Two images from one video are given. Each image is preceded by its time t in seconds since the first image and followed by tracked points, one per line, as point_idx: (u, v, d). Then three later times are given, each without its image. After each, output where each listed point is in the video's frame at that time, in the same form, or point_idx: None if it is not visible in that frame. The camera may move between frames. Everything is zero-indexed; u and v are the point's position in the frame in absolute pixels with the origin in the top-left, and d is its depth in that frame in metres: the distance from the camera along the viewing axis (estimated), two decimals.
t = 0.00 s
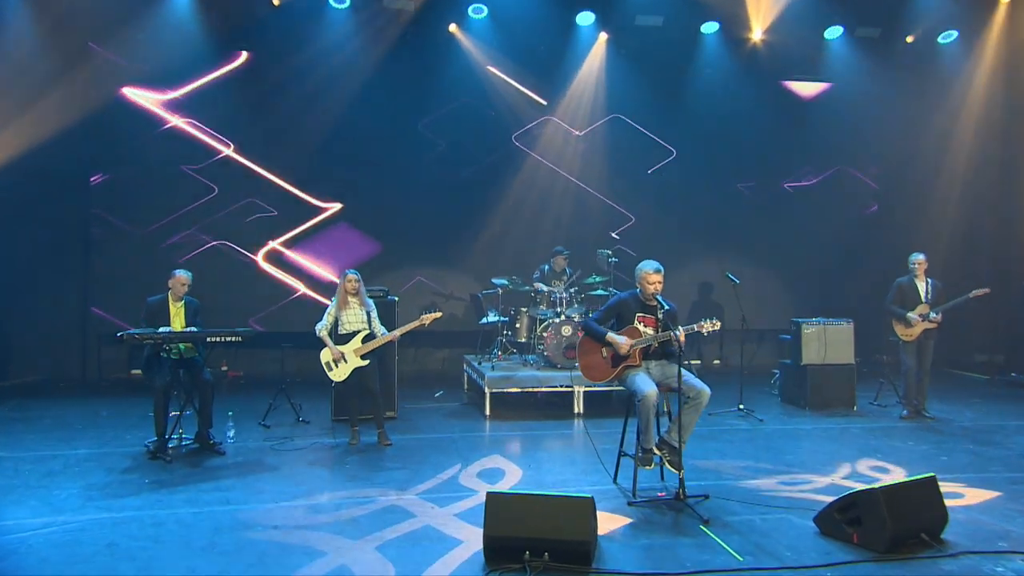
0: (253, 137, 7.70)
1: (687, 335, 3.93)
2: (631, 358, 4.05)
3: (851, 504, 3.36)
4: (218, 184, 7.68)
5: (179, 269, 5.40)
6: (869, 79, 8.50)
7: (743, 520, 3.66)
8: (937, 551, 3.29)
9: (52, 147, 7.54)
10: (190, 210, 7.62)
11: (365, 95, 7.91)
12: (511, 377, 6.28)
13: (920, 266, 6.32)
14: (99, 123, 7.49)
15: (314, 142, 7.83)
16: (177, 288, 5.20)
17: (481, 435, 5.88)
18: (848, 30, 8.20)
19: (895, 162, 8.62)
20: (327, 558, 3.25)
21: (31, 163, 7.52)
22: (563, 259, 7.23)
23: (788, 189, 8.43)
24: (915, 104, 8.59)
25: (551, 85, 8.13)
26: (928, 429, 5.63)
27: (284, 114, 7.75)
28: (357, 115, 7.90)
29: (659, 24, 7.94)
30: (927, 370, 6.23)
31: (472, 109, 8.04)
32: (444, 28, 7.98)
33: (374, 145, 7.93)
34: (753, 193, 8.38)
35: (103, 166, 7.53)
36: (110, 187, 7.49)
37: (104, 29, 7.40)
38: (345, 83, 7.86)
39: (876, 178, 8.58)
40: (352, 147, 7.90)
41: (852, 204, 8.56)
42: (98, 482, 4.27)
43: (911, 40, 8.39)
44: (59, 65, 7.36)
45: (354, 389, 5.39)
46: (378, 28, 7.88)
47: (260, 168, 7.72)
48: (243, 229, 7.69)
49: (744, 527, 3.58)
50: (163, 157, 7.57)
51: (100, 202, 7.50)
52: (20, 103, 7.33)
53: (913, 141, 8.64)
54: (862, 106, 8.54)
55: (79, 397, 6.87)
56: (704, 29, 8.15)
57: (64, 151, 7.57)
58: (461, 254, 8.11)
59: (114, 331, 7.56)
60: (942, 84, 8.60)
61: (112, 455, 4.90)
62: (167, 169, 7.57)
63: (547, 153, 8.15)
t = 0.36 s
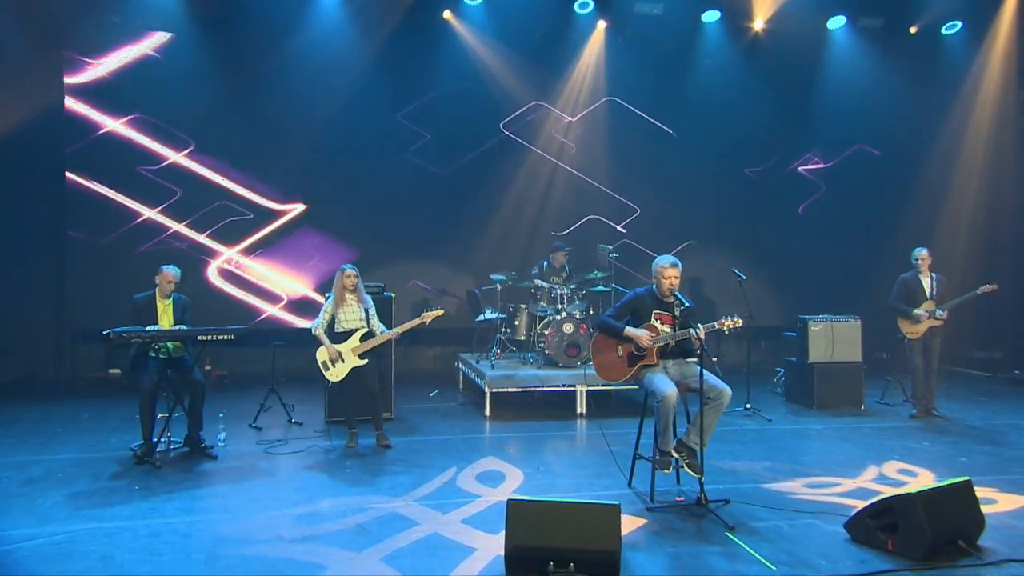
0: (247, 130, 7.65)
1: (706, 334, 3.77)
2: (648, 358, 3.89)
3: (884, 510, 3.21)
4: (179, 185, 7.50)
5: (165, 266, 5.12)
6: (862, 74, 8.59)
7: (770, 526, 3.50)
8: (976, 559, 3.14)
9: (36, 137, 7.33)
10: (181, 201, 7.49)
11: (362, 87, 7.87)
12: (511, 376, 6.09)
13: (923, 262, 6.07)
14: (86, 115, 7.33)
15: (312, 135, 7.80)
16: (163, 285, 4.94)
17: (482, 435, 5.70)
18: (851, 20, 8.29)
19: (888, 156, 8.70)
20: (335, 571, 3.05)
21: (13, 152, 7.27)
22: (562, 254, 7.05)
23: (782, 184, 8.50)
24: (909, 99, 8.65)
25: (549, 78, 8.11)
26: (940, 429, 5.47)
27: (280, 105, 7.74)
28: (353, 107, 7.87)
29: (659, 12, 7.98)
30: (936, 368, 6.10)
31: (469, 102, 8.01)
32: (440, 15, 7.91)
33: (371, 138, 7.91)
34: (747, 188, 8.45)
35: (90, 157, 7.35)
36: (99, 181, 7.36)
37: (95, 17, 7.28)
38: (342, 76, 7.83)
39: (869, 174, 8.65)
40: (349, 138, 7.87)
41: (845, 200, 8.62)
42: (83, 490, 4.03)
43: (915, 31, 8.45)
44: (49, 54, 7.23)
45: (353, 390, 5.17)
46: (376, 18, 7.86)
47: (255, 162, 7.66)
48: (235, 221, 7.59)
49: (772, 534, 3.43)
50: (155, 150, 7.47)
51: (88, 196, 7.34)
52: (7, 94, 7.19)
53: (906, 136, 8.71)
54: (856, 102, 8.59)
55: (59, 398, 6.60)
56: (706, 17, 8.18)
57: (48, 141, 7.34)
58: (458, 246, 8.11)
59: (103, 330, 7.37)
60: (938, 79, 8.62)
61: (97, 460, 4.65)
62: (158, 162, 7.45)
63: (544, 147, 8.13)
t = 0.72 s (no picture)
0: (247, 122, 7.53)
1: (736, 332, 3.60)
2: (675, 357, 3.72)
3: (930, 517, 3.05)
4: (165, 182, 7.33)
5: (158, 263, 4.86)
6: (865, 69, 8.57)
7: (807, 534, 3.34)
8: None
9: (26, 129, 7.14)
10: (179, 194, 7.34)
11: (363, 79, 7.75)
12: (519, 375, 5.92)
13: (935, 258, 5.88)
14: (81, 106, 7.15)
15: (313, 127, 7.66)
16: (159, 282, 4.71)
17: (488, 436, 5.53)
18: (861, 8, 8.35)
19: (893, 151, 8.63)
20: None
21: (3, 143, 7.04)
22: (567, 250, 6.90)
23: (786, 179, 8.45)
24: (913, 94, 8.62)
25: (553, 70, 8.04)
26: (961, 429, 5.32)
27: (280, 96, 7.60)
28: (354, 99, 7.73)
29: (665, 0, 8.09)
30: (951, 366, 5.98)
31: (473, 94, 7.90)
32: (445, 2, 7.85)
33: (372, 132, 7.76)
34: (752, 182, 8.39)
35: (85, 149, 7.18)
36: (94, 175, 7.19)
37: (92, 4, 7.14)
38: (343, 68, 7.71)
39: (874, 169, 8.60)
40: (350, 131, 7.73)
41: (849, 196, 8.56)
42: (78, 497, 3.81)
43: (924, 21, 8.52)
44: (44, 45, 7.09)
45: (359, 391, 4.98)
46: (379, 9, 7.76)
47: (256, 152, 7.56)
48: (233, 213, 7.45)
49: (811, 542, 3.26)
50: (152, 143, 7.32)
51: (83, 190, 7.16)
52: None
53: (912, 130, 8.64)
54: (860, 96, 8.56)
55: (48, 399, 6.38)
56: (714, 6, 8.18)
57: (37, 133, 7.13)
58: (457, 244, 7.95)
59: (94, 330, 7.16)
60: (942, 73, 8.60)
61: (89, 466, 4.41)
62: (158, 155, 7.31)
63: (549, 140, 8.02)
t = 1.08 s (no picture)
0: (250, 115, 7.34)
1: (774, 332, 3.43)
2: (709, 359, 3.54)
3: (988, 528, 2.83)
4: (166, 177, 7.15)
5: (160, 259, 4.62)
6: (879, 63, 8.41)
7: (854, 545, 3.18)
8: None
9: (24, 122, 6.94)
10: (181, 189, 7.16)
11: (367, 72, 7.55)
12: (534, 377, 5.74)
13: (957, 255, 5.72)
14: (80, 98, 6.97)
15: (319, 119, 7.48)
16: (161, 279, 4.50)
17: (502, 439, 5.36)
18: None
19: (908, 146, 8.45)
20: None
21: None
22: (579, 247, 6.74)
23: (796, 176, 8.32)
24: (927, 87, 8.48)
25: (562, 63, 7.87)
26: (990, 432, 5.15)
27: (284, 87, 7.41)
28: (358, 91, 7.54)
29: None
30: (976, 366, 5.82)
31: (481, 85, 7.72)
32: None
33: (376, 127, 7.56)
34: (763, 177, 8.26)
35: (82, 146, 6.97)
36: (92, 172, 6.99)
37: None
38: (347, 60, 7.51)
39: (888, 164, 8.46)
40: (355, 125, 7.53)
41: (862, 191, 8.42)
42: (83, 505, 3.63)
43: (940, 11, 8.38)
44: (42, 35, 6.89)
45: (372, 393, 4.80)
46: None
47: (258, 146, 7.36)
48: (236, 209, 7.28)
49: (860, 553, 3.09)
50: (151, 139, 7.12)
51: (81, 185, 6.97)
52: None
53: (928, 124, 8.47)
54: (874, 89, 8.42)
55: (42, 404, 6.16)
56: None
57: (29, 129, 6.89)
58: (464, 241, 7.75)
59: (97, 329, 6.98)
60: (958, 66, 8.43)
61: (92, 473, 4.22)
62: (159, 151, 7.14)
63: (559, 133, 7.84)
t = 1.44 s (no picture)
0: (251, 105, 7.02)
1: (816, 334, 3.26)
2: (747, 362, 3.38)
3: None
4: (164, 171, 6.85)
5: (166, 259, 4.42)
6: (897, 57, 8.21)
7: (907, 557, 3.01)
8: None
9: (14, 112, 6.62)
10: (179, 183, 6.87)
11: (372, 63, 7.26)
12: (548, 380, 5.56)
13: (983, 253, 5.56)
14: (74, 87, 6.66)
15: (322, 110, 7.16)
16: (166, 280, 4.29)
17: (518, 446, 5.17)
18: None
19: (926, 142, 8.26)
20: None
21: None
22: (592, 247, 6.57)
23: (815, 170, 8.07)
24: (947, 80, 8.28)
25: (574, 56, 7.64)
26: (1022, 437, 5.00)
27: (287, 77, 7.09)
28: (364, 82, 7.25)
29: None
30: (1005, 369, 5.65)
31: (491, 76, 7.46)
32: None
33: (381, 121, 7.28)
34: (782, 171, 7.99)
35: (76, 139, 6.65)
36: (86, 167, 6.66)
37: None
38: (352, 51, 7.22)
39: (908, 158, 8.23)
40: (360, 118, 7.23)
41: (881, 187, 8.20)
42: (88, 518, 3.43)
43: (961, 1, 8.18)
44: (31, 19, 6.55)
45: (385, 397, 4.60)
46: None
47: (259, 137, 7.05)
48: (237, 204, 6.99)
49: (914, 566, 2.93)
50: (148, 132, 6.82)
51: (74, 179, 6.66)
52: None
53: (946, 120, 8.27)
54: (892, 82, 8.22)
55: (37, 410, 5.92)
56: None
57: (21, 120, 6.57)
58: (473, 238, 7.47)
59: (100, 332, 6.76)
60: (976, 60, 8.26)
61: (93, 482, 4.02)
62: (156, 145, 6.84)
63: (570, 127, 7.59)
